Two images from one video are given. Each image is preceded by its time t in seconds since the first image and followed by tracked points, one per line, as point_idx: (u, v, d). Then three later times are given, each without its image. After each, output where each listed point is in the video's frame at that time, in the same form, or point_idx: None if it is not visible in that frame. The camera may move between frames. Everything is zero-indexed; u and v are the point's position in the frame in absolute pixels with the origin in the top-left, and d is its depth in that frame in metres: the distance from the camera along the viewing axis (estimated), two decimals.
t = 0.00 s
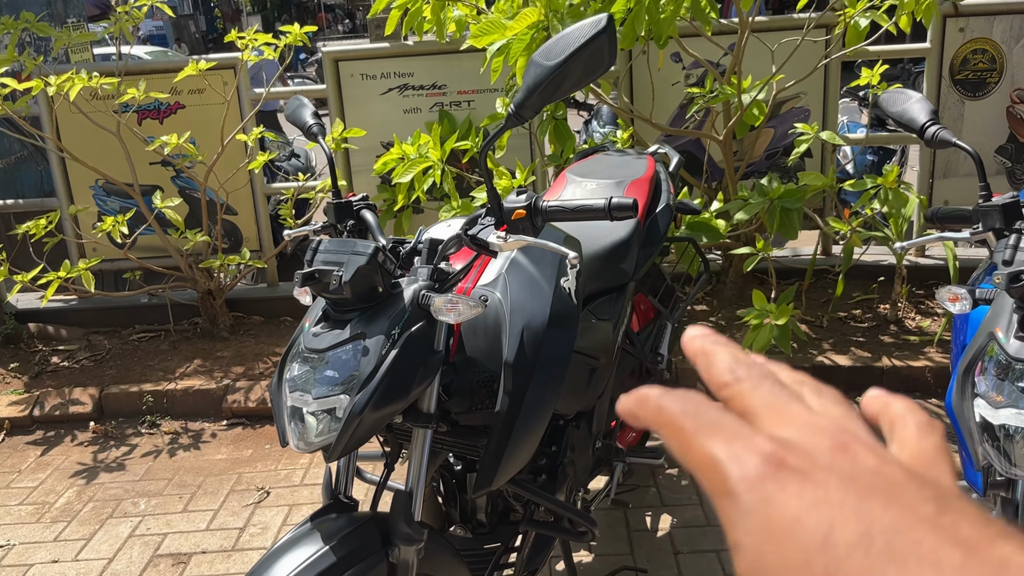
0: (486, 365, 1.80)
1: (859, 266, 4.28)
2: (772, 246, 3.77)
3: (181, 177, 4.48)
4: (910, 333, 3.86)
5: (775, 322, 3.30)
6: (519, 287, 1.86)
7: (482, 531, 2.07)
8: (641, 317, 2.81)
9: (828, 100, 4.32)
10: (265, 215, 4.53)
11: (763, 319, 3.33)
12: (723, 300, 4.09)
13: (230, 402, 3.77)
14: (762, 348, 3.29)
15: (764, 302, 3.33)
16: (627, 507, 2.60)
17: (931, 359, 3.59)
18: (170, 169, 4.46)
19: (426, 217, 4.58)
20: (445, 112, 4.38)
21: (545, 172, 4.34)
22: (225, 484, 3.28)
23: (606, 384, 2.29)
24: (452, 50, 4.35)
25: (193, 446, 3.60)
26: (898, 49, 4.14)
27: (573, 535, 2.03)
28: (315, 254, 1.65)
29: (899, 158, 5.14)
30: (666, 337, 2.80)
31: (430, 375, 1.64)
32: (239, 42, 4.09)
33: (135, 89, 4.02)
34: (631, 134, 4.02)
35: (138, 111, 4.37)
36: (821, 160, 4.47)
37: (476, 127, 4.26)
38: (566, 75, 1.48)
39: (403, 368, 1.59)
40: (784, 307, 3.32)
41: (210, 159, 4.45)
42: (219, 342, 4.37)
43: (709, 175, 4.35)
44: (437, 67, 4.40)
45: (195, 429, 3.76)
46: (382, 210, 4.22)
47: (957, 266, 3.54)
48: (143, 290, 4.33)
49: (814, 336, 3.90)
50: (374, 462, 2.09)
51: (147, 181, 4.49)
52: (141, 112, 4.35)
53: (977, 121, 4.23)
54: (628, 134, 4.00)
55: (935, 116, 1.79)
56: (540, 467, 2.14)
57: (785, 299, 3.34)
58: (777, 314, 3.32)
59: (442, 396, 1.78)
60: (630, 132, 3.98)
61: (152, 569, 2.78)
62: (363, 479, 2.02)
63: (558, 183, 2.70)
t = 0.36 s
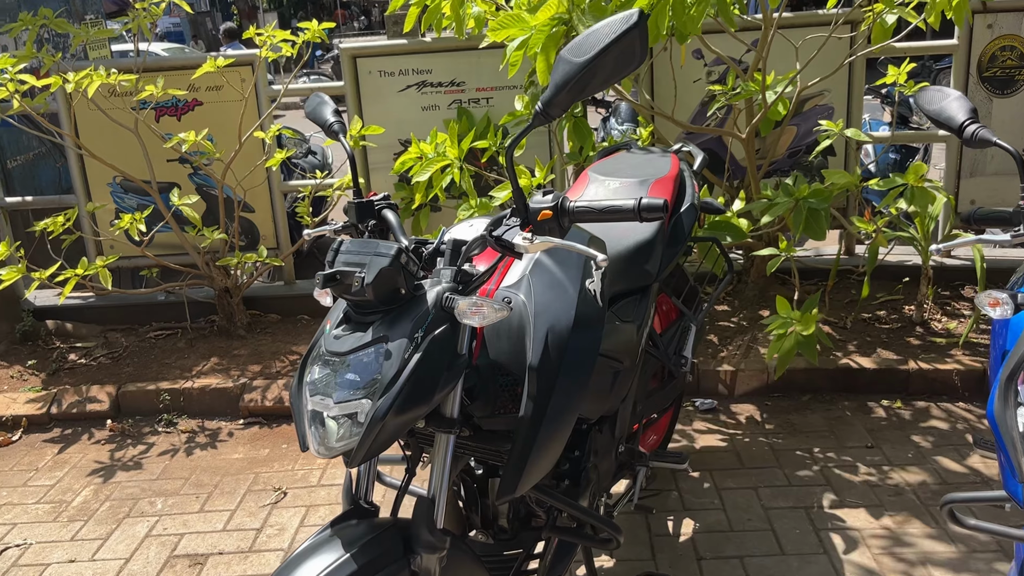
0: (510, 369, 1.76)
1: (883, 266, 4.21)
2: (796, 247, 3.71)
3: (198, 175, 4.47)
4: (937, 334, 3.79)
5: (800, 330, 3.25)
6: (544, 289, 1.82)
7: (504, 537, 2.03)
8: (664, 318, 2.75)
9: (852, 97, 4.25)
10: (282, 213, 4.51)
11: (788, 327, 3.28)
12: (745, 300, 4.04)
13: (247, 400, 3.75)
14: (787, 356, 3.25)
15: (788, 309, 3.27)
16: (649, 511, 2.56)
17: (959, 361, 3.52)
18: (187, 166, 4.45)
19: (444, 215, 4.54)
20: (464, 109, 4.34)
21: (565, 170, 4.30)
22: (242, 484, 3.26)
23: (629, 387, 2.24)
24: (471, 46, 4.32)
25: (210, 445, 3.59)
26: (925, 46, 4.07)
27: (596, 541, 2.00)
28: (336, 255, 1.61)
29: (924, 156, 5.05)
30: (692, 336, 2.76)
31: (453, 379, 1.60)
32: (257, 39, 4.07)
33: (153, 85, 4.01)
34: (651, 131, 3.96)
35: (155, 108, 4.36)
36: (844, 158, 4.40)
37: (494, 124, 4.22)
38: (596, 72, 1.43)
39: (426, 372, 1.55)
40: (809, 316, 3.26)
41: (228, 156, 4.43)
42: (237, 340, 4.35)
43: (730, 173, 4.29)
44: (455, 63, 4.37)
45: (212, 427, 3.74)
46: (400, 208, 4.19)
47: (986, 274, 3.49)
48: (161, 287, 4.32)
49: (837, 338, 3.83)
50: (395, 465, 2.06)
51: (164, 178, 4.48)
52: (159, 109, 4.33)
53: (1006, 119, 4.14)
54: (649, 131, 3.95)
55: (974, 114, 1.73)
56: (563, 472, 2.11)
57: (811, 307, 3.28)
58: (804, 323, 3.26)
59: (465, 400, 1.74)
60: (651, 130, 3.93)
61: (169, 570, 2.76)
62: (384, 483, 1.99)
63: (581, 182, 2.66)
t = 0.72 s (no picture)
0: (518, 371, 1.73)
1: (893, 266, 4.17)
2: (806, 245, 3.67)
3: (204, 172, 4.45)
4: (948, 334, 3.75)
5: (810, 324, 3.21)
6: (552, 289, 1.79)
7: (512, 540, 2.01)
8: (673, 318, 2.72)
9: (863, 92, 4.20)
10: (289, 211, 4.48)
11: (796, 320, 3.25)
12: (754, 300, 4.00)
13: (253, 399, 3.73)
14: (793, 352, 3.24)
15: (797, 304, 3.22)
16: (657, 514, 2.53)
17: (972, 362, 3.48)
18: (193, 164, 4.43)
19: (450, 214, 4.51)
20: (471, 107, 4.31)
21: (573, 168, 4.26)
22: (247, 484, 3.24)
23: (638, 389, 2.21)
24: (478, 43, 4.29)
25: (215, 444, 3.57)
26: (938, 43, 4.01)
27: (605, 544, 1.97)
28: (342, 254, 1.58)
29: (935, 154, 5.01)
30: (701, 336, 2.72)
31: (460, 381, 1.57)
32: (263, 35, 4.04)
33: (159, 82, 3.99)
34: (660, 129, 3.93)
35: (161, 105, 4.34)
36: (854, 156, 4.36)
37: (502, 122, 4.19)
38: (607, 68, 1.40)
39: (433, 374, 1.52)
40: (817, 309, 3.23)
41: (234, 153, 4.41)
42: (242, 338, 4.33)
43: (740, 171, 4.25)
44: (462, 60, 4.34)
45: (217, 426, 3.72)
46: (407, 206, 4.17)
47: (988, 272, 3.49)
48: (166, 285, 4.31)
49: (847, 338, 3.79)
50: (401, 466, 2.03)
51: (170, 176, 4.46)
52: (165, 106, 4.32)
53: (1018, 117, 4.10)
54: (658, 129, 3.92)
55: (992, 112, 1.69)
56: (571, 474, 2.08)
57: (818, 299, 3.25)
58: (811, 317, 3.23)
59: (472, 402, 1.71)
60: (660, 127, 3.89)
61: (173, 570, 2.74)
62: (389, 484, 1.97)
63: (590, 180, 2.62)
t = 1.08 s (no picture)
0: (495, 368, 1.76)
1: (881, 265, 4.20)
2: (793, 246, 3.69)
3: (197, 172, 4.48)
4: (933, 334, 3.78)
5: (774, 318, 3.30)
6: (530, 289, 1.82)
7: (492, 535, 2.04)
8: (657, 316, 2.75)
9: (851, 94, 4.22)
10: (281, 210, 4.51)
11: (768, 318, 3.33)
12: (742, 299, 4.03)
13: (244, 397, 3.76)
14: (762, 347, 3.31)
15: (769, 302, 3.31)
16: (639, 510, 2.56)
17: (956, 361, 3.51)
18: (186, 164, 4.46)
19: (442, 213, 4.55)
20: (462, 107, 4.34)
21: (563, 169, 4.30)
22: (237, 481, 3.27)
23: (618, 387, 2.24)
24: (470, 44, 4.32)
25: (206, 442, 3.60)
26: (925, 44, 4.04)
27: (584, 539, 2.00)
28: (321, 254, 1.62)
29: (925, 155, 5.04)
30: (683, 336, 2.75)
31: (436, 378, 1.60)
32: (255, 36, 4.07)
33: (151, 83, 4.02)
34: (649, 129, 3.96)
35: (154, 105, 4.37)
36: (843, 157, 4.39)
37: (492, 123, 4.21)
38: (578, 72, 1.43)
39: (409, 372, 1.56)
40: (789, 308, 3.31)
41: (226, 153, 4.44)
42: (235, 337, 4.36)
43: (729, 171, 4.29)
44: (454, 61, 4.37)
45: (209, 424, 3.76)
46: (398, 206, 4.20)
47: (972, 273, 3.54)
48: (159, 284, 4.34)
49: (834, 337, 3.82)
50: (383, 463, 2.06)
51: (163, 175, 4.49)
52: (158, 106, 4.35)
53: (1005, 118, 4.12)
54: (648, 130, 3.95)
55: (960, 116, 1.73)
56: (551, 470, 2.11)
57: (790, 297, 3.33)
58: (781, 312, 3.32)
59: (450, 400, 1.74)
60: (649, 128, 3.92)
61: (162, 566, 2.77)
62: (371, 480, 2.00)
63: (574, 181, 2.66)
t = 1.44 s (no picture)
0: (477, 362, 1.82)
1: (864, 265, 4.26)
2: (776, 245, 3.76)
3: (189, 173, 4.52)
4: (915, 331, 3.85)
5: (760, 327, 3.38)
6: (511, 284, 1.87)
7: (476, 525, 2.11)
8: (641, 314, 2.85)
9: (835, 97, 4.30)
10: (273, 211, 4.56)
11: (753, 323, 3.40)
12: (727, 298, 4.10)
13: (235, 395, 3.81)
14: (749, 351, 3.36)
15: (755, 308, 3.39)
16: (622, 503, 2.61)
17: (936, 358, 3.58)
18: (179, 164, 4.51)
19: (431, 214, 4.60)
20: (452, 109, 4.40)
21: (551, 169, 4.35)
22: (228, 477, 3.32)
23: (600, 382, 2.30)
24: (459, 46, 4.37)
25: (198, 439, 3.65)
26: (907, 47, 4.11)
27: (565, 529, 2.05)
28: (307, 251, 1.67)
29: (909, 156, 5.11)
30: (665, 333, 2.80)
31: (419, 370, 1.66)
32: (246, 39, 4.12)
33: (143, 84, 4.07)
34: (636, 131, 4.03)
35: (147, 107, 4.41)
36: (827, 158, 4.46)
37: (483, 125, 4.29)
38: (553, 75, 1.49)
39: (392, 364, 1.61)
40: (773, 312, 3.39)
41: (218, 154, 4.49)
42: (226, 336, 4.41)
43: (715, 172, 4.36)
44: (444, 64, 4.43)
45: (201, 421, 3.80)
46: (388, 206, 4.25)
47: (957, 269, 3.56)
48: (152, 284, 4.38)
49: (817, 336, 3.88)
50: (369, 455, 2.11)
51: (156, 176, 4.54)
52: (150, 108, 4.39)
53: (986, 119, 4.19)
54: (634, 131, 4.01)
55: (925, 117, 1.79)
56: (533, 462, 2.16)
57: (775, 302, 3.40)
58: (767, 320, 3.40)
59: (434, 392, 1.80)
60: (635, 130, 3.98)
61: (154, 560, 2.82)
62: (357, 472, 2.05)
63: (558, 181, 2.71)
